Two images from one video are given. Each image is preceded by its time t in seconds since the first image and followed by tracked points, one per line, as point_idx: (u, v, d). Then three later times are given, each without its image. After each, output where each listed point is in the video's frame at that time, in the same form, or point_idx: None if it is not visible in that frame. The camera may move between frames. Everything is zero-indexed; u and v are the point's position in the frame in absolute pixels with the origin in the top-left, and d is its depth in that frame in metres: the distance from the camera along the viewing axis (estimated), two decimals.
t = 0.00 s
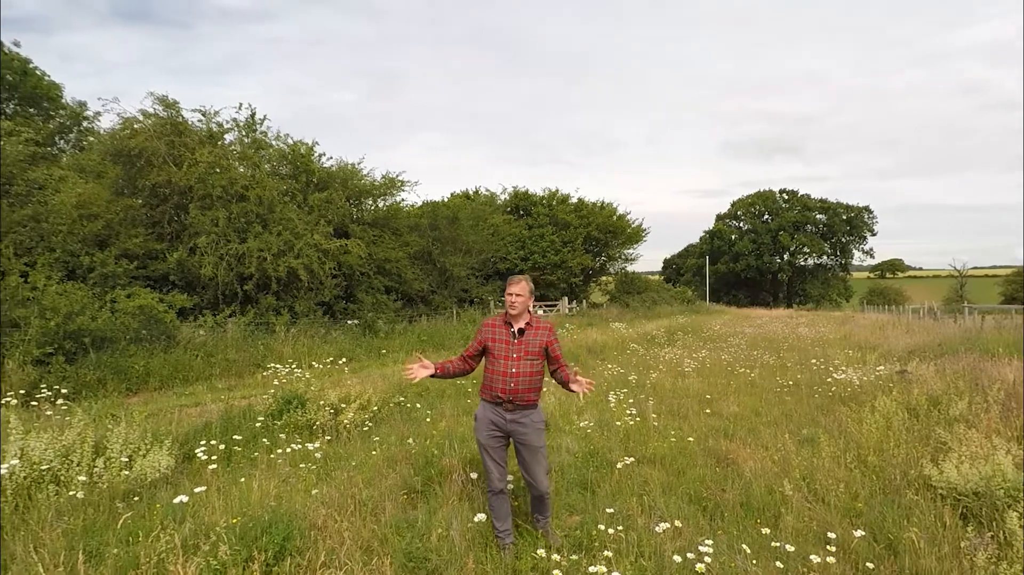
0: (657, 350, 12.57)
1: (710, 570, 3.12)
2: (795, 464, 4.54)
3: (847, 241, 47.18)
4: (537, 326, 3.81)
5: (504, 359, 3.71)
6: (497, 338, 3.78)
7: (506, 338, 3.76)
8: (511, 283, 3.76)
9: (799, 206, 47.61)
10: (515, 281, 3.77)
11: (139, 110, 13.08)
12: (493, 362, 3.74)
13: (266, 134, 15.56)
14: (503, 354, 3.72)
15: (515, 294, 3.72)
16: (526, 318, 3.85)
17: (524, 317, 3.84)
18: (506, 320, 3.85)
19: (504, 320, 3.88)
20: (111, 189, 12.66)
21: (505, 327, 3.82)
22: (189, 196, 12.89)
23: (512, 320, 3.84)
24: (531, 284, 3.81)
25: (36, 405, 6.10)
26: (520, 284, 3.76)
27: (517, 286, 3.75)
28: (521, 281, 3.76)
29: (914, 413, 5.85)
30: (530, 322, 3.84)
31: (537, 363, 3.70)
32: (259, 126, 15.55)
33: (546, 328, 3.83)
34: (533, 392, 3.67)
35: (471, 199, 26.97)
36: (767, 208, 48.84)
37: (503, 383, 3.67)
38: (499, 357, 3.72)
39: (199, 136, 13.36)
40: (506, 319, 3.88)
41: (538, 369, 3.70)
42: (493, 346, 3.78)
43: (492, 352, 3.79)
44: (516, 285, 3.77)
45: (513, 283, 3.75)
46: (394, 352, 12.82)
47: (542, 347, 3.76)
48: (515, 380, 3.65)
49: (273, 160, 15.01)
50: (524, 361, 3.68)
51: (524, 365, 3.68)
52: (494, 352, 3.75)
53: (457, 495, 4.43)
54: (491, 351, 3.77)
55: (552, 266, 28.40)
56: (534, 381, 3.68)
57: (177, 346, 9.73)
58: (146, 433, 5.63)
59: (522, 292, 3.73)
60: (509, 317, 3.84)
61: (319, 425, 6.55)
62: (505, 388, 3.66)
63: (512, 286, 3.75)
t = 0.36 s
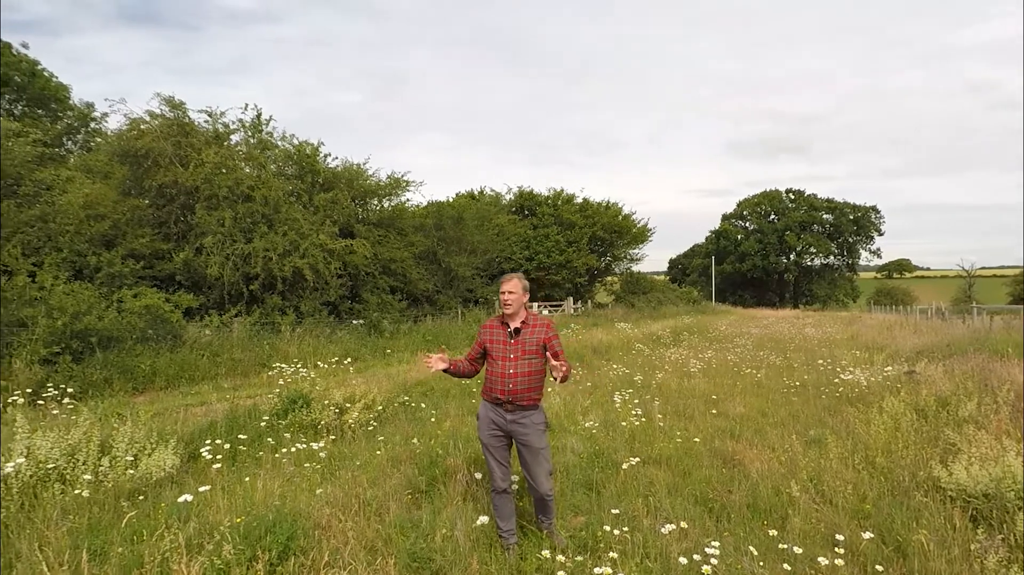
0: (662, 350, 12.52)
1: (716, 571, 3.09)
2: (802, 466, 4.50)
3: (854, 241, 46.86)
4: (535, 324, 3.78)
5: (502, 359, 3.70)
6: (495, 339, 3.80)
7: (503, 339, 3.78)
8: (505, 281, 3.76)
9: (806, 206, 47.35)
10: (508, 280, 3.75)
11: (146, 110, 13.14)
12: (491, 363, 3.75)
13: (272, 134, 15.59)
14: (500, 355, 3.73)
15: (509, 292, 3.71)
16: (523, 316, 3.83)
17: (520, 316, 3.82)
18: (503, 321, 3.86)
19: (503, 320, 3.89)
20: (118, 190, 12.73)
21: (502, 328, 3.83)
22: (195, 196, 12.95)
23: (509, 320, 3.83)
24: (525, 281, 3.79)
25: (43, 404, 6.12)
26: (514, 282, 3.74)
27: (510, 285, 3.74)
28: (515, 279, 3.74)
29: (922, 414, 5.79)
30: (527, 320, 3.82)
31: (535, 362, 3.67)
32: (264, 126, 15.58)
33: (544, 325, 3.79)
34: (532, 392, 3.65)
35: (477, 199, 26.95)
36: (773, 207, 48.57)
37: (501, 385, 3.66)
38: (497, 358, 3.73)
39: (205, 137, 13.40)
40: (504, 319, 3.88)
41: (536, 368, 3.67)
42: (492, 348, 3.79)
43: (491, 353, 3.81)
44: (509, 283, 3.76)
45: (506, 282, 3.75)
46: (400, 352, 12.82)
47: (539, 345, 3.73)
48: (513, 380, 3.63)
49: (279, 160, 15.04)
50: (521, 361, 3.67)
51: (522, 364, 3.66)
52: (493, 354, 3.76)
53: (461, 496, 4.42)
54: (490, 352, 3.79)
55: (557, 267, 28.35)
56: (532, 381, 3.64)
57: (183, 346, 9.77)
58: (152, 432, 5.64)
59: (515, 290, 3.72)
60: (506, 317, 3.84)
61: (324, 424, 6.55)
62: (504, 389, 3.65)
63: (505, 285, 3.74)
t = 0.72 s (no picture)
0: (667, 350, 12.48)
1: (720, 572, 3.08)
2: (807, 467, 4.46)
3: (859, 241, 46.64)
4: (536, 324, 3.76)
5: (504, 360, 3.70)
6: (497, 340, 3.80)
7: (505, 339, 3.77)
8: (505, 282, 3.74)
9: (811, 206, 47.15)
10: (509, 279, 3.74)
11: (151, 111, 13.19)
12: (493, 364, 3.75)
13: (276, 134, 15.62)
14: (502, 355, 3.72)
15: (510, 293, 3.70)
16: (525, 316, 3.82)
17: (522, 316, 3.81)
18: (506, 321, 3.86)
19: (505, 320, 3.89)
20: (123, 190, 12.79)
21: (505, 328, 3.83)
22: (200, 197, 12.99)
23: (511, 320, 3.82)
24: (526, 280, 3.77)
25: (48, 404, 6.14)
26: (515, 282, 3.73)
27: (511, 285, 3.72)
28: (515, 279, 3.73)
29: (928, 416, 5.75)
30: (529, 319, 3.80)
31: (537, 362, 3.66)
32: (269, 127, 15.62)
33: (545, 325, 3.77)
34: (535, 392, 3.63)
35: (480, 200, 26.94)
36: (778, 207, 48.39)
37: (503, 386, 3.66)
38: (499, 358, 3.72)
39: (210, 137, 13.44)
40: (506, 320, 3.88)
41: (539, 368, 3.66)
42: (494, 349, 3.79)
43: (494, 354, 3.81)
44: (509, 284, 3.74)
45: (506, 282, 3.73)
46: (404, 352, 12.82)
47: (541, 344, 3.71)
48: (515, 381, 3.62)
49: (283, 161, 15.06)
50: (523, 361, 3.65)
51: (524, 365, 3.65)
52: (495, 354, 3.76)
53: (465, 496, 4.41)
54: (493, 353, 3.79)
55: (561, 267, 28.32)
56: (534, 382, 3.62)
57: (188, 346, 9.80)
58: (155, 432, 5.64)
59: (515, 291, 3.70)
60: (508, 317, 3.84)
61: (328, 423, 6.55)
62: (506, 390, 3.64)
63: (505, 286, 3.72)
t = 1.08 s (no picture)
0: (670, 351, 12.45)
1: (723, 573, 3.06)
2: (811, 468, 4.44)
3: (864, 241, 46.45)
4: (542, 322, 3.76)
5: (511, 358, 3.69)
6: (503, 338, 3.79)
7: (511, 337, 3.76)
8: (512, 280, 3.74)
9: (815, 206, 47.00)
10: (515, 278, 3.74)
11: (155, 111, 13.23)
12: (499, 362, 3.74)
13: (279, 134, 15.64)
14: (509, 353, 3.72)
15: (517, 291, 3.69)
16: (530, 314, 3.81)
17: (528, 314, 3.80)
18: (512, 319, 3.85)
19: (511, 319, 3.88)
20: (127, 191, 12.83)
21: (511, 326, 3.82)
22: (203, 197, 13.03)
23: (517, 318, 3.82)
24: (532, 279, 3.77)
25: (51, 403, 6.15)
26: (521, 281, 3.73)
27: (518, 283, 3.72)
28: (522, 278, 3.73)
29: (933, 416, 5.71)
30: (535, 318, 3.80)
31: (543, 360, 3.65)
32: (272, 128, 15.66)
33: (551, 323, 3.76)
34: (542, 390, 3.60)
35: (483, 200, 26.94)
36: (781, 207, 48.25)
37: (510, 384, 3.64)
38: (506, 356, 3.72)
39: (213, 138, 13.48)
40: (512, 318, 3.87)
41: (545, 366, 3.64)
42: (501, 347, 3.78)
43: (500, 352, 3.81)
44: (516, 282, 3.74)
45: (512, 281, 3.73)
46: (407, 352, 12.82)
47: (547, 343, 3.70)
48: (521, 379, 3.60)
49: (286, 161, 15.09)
50: (529, 358, 3.65)
51: (530, 362, 3.64)
52: (501, 352, 3.75)
53: (467, 496, 4.39)
54: (499, 351, 3.78)
55: (564, 267, 28.30)
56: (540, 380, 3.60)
57: (191, 345, 9.82)
58: (158, 431, 5.64)
59: (522, 289, 3.70)
60: (514, 316, 3.83)
61: (330, 423, 6.55)
62: (512, 388, 3.62)
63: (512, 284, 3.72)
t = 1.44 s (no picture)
0: (672, 351, 12.41)
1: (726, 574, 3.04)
2: (814, 468, 4.41)
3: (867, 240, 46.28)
4: (552, 320, 3.74)
5: (521, 357, 3.68)
6: (513, 337, 3.77)
7: (521, 336, 3.74)
8: (523, 281, 3.68)
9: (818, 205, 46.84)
10: (527, 278, 3.68)
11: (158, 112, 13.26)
12: (509, 360, 3.73)
13: (281, 135, 15.65)
14: (519, 351, 3.71)
15: (529, 292, 3.65)
16: (540, 313, 3.79)
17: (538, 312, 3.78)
18: (521, 318, 3.83)
19: (520, 317, 3.85)
20: (130, 191, 12.85)
21: (521, 325, 3.80)
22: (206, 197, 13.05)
23: (527, 317, 3.79)
24: (544, 278, 3.73)
25: (53, 403, 6.16)
26: (533, 281, 3.68)
27: (530, 284, 3.67)
28: (533, 278, 3.68)
29: (938, 416, 5.67)
30: (545, 316, 3.78)
31: (553, 358, 3.66)
32: (274, 128, 15.68)
33: (561, 321, 3.75)
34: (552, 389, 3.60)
35: (486, 200, 26.92)
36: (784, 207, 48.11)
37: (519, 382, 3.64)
38: (516, 355, 3.70)
39: (216, 138, 13.50)
40: (522, 316, 3.85)
41: (555, 364, 3.64)
42: (510, 346, 3.76)
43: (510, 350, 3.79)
44: (528, 282, 3.69)
45: (524, 280, 3.68)
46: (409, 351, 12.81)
47: (557, 341, 3.69)
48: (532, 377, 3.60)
49: (288, 161, 15.09)
50: (540, 357, 3.65)
51: (540, 361, 3.65)
52: (511, 351, 3.74)
53: (468, 496, 4.38)
54: (509, 349, 3.76)
55: (566, 267, 28.26)
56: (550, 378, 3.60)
57: (194, 345, 9.84)
58: (159, 431, 5.64)
59: (534, 289, 3.65)
60: (524, 314, 3.81)
61: (331, 423, 6.54)
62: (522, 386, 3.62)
63: (524, 284, 3.67)
